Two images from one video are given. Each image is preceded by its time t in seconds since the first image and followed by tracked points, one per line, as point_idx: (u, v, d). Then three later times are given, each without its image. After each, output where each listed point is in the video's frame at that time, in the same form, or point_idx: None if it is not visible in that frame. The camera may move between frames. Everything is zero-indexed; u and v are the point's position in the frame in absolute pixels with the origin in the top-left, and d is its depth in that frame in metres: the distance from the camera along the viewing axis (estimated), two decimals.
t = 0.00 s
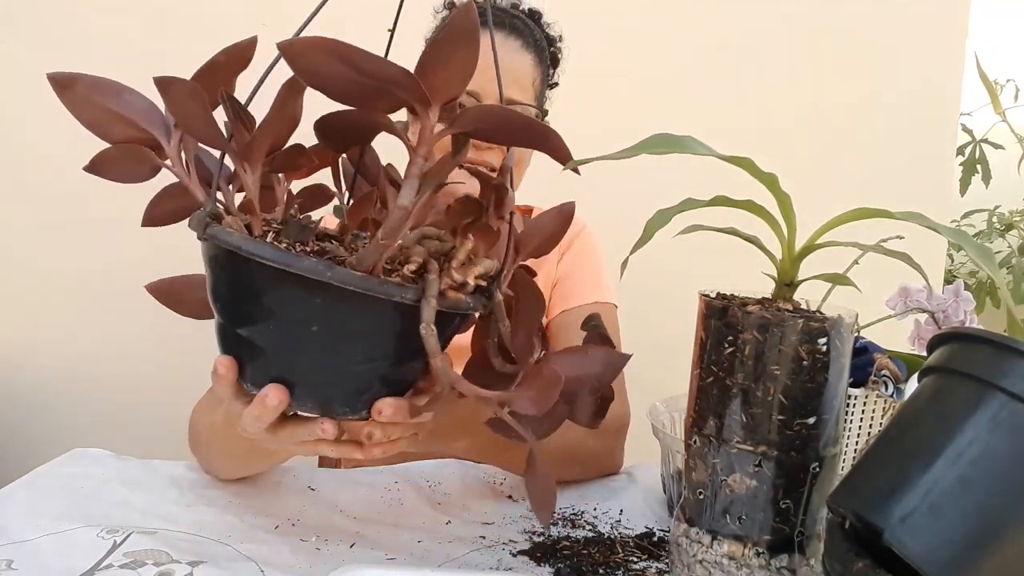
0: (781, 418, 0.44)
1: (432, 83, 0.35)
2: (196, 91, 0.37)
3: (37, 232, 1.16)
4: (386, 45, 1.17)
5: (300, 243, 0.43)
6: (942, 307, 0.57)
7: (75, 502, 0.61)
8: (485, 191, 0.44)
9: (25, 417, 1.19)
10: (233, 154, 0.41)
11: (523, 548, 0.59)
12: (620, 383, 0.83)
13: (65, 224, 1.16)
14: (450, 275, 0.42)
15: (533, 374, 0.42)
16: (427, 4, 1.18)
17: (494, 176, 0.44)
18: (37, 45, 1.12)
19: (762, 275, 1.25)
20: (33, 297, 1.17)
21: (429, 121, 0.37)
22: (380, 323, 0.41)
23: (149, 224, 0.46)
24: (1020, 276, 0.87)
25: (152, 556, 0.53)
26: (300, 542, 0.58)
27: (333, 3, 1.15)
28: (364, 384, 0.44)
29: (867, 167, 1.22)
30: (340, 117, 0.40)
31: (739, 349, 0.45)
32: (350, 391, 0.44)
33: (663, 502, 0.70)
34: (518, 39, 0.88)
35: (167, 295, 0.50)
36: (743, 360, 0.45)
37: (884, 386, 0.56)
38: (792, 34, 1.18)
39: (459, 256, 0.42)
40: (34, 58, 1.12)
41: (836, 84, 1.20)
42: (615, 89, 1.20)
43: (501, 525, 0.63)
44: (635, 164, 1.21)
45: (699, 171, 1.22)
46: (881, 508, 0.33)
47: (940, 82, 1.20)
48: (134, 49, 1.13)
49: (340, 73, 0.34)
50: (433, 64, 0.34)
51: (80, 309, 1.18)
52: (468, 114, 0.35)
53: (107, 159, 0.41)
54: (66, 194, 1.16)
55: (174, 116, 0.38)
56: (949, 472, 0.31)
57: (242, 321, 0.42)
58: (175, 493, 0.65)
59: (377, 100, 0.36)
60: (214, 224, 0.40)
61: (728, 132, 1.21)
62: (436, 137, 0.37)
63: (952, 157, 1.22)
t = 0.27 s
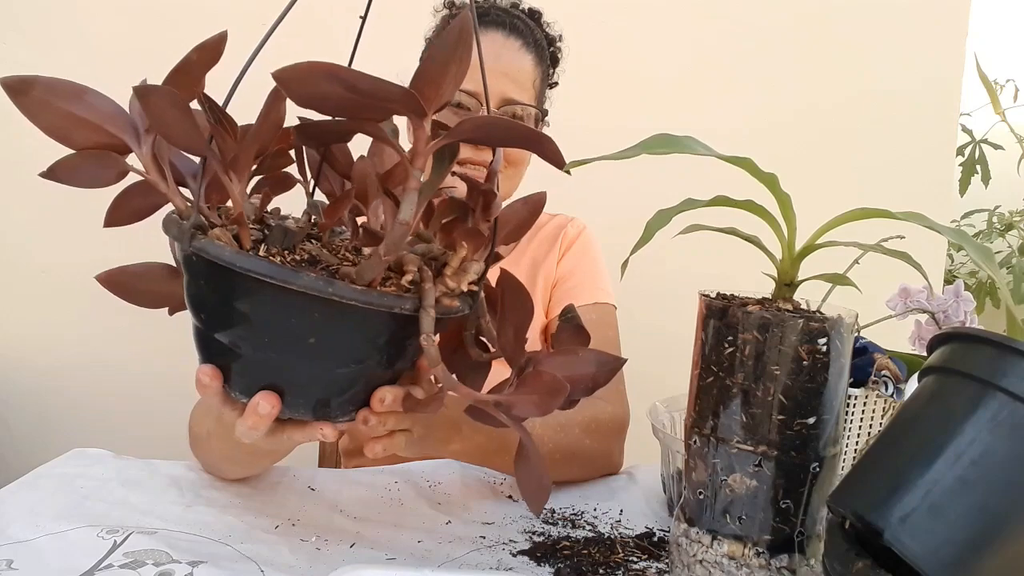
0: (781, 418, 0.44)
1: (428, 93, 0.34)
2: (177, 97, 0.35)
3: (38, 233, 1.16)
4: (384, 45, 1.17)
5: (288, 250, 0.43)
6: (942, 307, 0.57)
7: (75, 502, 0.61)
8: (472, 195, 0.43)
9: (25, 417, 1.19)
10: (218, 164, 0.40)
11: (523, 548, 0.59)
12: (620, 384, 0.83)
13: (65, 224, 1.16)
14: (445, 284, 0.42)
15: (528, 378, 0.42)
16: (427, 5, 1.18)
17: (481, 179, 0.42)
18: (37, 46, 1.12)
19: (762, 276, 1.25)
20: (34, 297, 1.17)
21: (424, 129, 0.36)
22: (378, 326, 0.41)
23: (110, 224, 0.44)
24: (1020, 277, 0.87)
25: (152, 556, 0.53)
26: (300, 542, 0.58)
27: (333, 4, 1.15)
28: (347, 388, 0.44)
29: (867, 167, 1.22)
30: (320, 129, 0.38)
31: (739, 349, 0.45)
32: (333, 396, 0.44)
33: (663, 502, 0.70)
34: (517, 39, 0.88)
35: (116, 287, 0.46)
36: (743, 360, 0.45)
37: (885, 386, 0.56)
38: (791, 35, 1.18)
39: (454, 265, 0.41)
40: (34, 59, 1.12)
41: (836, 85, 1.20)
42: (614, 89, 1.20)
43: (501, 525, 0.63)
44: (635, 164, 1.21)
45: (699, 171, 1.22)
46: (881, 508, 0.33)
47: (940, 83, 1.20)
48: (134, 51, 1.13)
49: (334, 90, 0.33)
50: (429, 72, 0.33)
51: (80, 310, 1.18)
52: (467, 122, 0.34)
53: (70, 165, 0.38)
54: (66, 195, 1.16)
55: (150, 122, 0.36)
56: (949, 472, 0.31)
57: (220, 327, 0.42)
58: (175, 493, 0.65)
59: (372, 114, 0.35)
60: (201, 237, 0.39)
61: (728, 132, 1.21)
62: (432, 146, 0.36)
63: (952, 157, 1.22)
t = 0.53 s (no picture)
0: (781, 418, 0.44)
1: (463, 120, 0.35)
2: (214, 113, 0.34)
3: (38, 232, 1.16)
4: (384, 45, 1.17)
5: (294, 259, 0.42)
6: (942, 307, 0.57)
7: (74, 502, 0.61)
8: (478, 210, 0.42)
9: (25, 417, 1.19)
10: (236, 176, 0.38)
11: (523, 548, 0.59)
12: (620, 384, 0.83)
13: (65, 224, 1.16)
14: (452, 294, 0.42)
15: (533, 388, 0.43)
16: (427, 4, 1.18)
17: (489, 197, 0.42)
18: (37, 46, 1.12)
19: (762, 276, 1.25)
20: (34, 297, 1.17)
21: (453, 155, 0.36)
22: (378, 330, 0.40)
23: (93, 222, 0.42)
24: (1020, 277, 0.87)
25: (152, 556, 0.53)
26: (300, 542, 0.58)
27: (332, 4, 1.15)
28: (337, 392, 0.45)
29: (867, 167, 1.22)
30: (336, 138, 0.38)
31: (739, 349, 0.45)
32: (325, 398, 0.45)
33: (663, 502, 0.70)
34: (511, 38, 0.88)
35: (72, 278, 0.44)
36: (743, 360, 0.45)
37: (885, 386, 0.56)
38: (791, 35, 1.18)
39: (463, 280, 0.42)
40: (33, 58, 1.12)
41: (836, 85, 1.20)
42: (614, 89, 1.20)
43: (501, 525, 0.63)
44: (634, 164, 1.21)
45: (699, 171, 1.22)
46: (881, 507, 0.33)
47: (940, 83, 1.20)
48: (134, 50, 1.13)
49: (384, 109, 0.33)
50: (471, 105, 0.35)
51: (80, 310, 1.18)
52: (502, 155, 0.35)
53: (67, 162, 0.37)
54: (66, 195, 1.16)
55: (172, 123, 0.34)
56: (949, 472, 0.31)
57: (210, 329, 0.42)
58: (174, 493, 0.65)
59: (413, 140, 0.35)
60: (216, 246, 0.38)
61: (728, 132, 1.21)
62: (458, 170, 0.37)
63: (952, 157, 1.21)
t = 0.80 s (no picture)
0: (781, 418, 0.44)
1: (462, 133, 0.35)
2: (215, 151, 0.33)
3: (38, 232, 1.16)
4: (384, 45, 1.17)
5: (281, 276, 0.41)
6: (942, 308, 0.57)
7: (74, 502, 0.61)
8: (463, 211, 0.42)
9: (26, 417, 1.19)
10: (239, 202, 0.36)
11: (523, 548, 0.59)
12: (620, 383, 0.83)
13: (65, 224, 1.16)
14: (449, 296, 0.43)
15: (529, 381, 0.43)
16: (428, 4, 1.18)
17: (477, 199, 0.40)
18: (37, 46, 1.12)
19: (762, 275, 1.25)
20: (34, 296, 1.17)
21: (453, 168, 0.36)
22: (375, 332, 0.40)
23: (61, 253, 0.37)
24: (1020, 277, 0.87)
25: (152, 556, 0.53)
26: (299, 542, 0.58)
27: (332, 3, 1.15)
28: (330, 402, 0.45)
29: (867, 167, 1.22)
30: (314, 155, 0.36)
31: (739, 349, 0.45)
32: (322, 403, 0.45)
33: (663, 502, 0.70)
34: (507, 36, 0.88)
35: (19, 297, 0.42)
36: (743, 360, 0.45)
37: (885, 386, 0.56)
38: (791, 35, 1.18)
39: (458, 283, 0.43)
40: (33, 58, 1.12)
41: (835, 85, 1.20)
42: (614, 88, 1.20)
43: (501, 525, 0.63)
44: (634, 164, 1.21)
45: (699, 171, 1.22)
46: (881, 507, 0.33)
47: (940, 82, 1.20)
48: (134, 50, 1.13)
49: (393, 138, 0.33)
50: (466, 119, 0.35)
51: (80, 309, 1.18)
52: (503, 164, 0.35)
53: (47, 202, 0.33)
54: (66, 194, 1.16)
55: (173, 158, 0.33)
56: (949, 472, 0.31)
57: (198, 347, 0.41)
58: (174, 493, 0.65)
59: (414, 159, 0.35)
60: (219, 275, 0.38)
61: (728, 131, 1.21)
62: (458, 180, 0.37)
63: (952, 157, 1.22)
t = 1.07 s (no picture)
0: (781, 418, 0.44)
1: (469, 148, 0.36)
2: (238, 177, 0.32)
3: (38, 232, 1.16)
4: (384, 44, 1.17)
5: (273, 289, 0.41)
6: (942, 308, 0.57)
7: (74, 502, 0.61)
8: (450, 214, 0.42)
9: (27, 417, 1.20)
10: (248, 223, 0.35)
11: (523, 548, 0.59)
12: (620, 383, 0.83)
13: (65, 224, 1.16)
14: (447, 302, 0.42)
15: (523, 377, 0.43)
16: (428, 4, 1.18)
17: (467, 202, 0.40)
18: (37, 45, 1.12)
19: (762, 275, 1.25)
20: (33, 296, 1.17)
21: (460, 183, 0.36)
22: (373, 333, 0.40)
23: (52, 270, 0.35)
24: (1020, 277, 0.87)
25: (152, 556, 0.53)
26: (300, 542, 0.58)
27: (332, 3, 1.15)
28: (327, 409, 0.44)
29: (867, 166, 1.22)
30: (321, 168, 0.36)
31: (739, 349, 0.45)
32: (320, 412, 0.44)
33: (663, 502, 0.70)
34: (505, 35, 0.88)
35: None
36: (742, 360, 0.45)
37: (885, 386, 0.56)
38: (791, 34, 1.18)
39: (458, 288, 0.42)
40: (33, 58, 1.12)
41: (836, 84, 1.20)
42: (614, 88, 1.20)
43: (501, 525, 0.63)
44: (634, 163, 1.21)
45: (699, 171, 1.22)
46: (881, 507, 0.33)
47: (940, 82, 1.20)
48: (134, 50, 1.13)
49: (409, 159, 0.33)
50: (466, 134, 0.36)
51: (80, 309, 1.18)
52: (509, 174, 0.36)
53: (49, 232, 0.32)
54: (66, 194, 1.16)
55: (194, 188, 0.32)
56: (949, 472, 0.31)
57: (190, 365, 0.41)
58: (173, 493, 0.65)
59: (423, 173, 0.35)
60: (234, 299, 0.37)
61: (728, 131, 1.21)
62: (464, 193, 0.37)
63: (952, 157, 1.22)
